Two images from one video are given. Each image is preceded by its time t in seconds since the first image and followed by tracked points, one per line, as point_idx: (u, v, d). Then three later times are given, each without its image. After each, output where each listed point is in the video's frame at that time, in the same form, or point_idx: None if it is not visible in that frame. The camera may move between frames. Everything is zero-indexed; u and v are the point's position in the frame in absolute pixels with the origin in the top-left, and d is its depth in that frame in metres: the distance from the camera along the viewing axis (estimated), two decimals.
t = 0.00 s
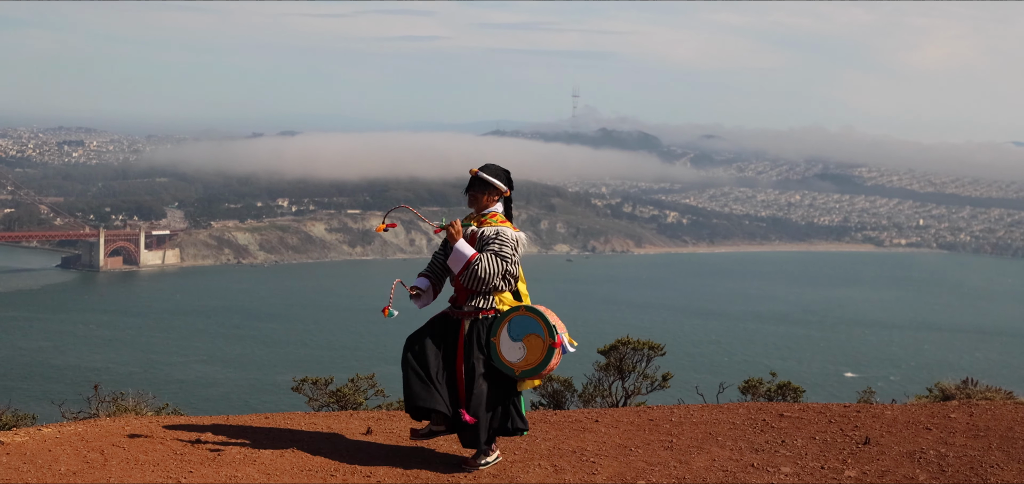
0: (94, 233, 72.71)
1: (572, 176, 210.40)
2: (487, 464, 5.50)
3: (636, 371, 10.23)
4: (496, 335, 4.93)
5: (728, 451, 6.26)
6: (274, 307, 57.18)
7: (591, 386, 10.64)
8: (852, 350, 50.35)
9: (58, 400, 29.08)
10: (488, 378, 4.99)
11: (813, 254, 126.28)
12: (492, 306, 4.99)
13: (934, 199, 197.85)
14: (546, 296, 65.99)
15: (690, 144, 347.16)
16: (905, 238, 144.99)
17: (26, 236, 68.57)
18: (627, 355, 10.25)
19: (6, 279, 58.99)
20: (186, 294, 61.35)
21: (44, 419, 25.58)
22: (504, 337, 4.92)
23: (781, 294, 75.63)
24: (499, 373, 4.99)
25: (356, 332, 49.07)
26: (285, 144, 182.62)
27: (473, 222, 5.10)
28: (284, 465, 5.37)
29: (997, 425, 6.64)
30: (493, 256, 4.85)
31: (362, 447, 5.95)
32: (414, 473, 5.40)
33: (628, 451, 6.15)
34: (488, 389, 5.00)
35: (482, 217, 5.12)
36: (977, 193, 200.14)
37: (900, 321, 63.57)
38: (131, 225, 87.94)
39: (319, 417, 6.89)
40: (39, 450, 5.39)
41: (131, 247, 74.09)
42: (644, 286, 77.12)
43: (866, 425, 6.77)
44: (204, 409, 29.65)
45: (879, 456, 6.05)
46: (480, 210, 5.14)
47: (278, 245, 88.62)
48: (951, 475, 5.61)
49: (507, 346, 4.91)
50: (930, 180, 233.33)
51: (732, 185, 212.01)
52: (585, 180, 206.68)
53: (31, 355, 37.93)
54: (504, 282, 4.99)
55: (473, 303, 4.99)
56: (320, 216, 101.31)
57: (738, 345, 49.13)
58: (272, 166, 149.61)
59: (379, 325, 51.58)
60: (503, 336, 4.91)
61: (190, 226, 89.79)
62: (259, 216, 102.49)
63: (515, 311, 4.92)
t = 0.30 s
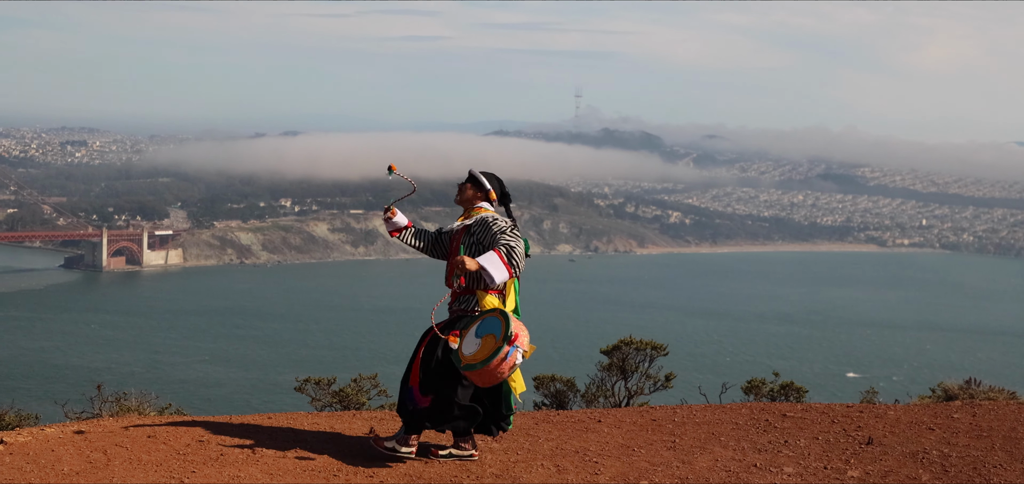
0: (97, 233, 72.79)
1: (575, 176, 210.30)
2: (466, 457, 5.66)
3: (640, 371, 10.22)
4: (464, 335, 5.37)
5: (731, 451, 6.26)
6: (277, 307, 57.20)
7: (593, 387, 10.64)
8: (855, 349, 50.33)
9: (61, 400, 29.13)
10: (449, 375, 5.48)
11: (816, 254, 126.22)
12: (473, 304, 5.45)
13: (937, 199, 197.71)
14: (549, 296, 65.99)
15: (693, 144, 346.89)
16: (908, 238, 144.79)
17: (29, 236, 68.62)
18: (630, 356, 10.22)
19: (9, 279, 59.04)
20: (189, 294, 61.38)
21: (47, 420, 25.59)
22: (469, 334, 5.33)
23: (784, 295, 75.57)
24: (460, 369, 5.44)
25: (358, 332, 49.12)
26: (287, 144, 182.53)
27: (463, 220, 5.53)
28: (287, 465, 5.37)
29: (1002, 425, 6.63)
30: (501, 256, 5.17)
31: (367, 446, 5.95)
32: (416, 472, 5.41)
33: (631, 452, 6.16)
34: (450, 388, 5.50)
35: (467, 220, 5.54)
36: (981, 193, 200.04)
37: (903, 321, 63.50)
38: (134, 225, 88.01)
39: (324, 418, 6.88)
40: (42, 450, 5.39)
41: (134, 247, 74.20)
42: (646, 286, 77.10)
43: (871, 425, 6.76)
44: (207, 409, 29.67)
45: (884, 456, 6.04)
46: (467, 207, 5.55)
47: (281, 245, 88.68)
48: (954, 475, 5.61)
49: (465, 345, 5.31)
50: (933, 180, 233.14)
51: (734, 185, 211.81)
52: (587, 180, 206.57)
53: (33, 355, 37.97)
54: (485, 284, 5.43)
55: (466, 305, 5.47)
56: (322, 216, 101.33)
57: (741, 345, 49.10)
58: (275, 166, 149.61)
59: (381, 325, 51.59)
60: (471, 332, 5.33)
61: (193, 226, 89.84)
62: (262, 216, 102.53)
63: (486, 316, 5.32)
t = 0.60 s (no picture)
0: (101, 233, 72.89)
1: (578, 177, 210.30)
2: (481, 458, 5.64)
3: (643, 371, 10.20)
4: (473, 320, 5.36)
5: (736, 451, 6.25)
6: (280, 307, 57.26)
7: (598, 386, 10.61)
8: (858, 350, 50.31)
9: (66, 400, 29.23)
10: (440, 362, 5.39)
11: (820, 254, 126.18)
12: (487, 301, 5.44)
13: (942, 199, 197.54)
14: (552, 296, 66.02)
15: (696, 144, 346.84)
16: (912, 238, 144.71)
17: (33, 236, 68.71)
18: (633, 356, 10.22)
19: (13, 279, 59.11)
20: (194, 294, 61.46)
21: (50, 420, 25.61)
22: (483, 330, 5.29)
23: (787, 295, 75.54)
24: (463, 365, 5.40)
25: (362, 332, 49.18)
26: (291, 144, 182.71)
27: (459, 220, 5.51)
28: (290, 465, 5.36)
29: (1007, 425, 6.61)
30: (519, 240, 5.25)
31: (372, 444, 5.97)
32: (420, 472, 5.42)
33: (635, 452, 6.15)
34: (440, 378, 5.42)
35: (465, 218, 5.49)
36: (985, 193, 199.88)
37: (906, 322, 63.48)
38: (138, 225, 88.17)
39: (328, 417, 6.89)
40: (47, 451, 5.40)
41: (138, 247, 74.37)
42: (650, 286, 77.11)
43: (873, 426, 6.75)
44: (211, 409, 29.74)
45: (885, 457, 6.04)
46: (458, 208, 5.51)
47: (285, 245, 88.77)
48: (960, 476, 5.58)
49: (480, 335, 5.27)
50: (938, 180, 232.95)
51: (738, 185, 211.70)
52: (591, 180, 206.59)
53: (37, 354, 38.06)
54: (503, 279, 5.43)
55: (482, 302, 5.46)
56: (326, 216, 101.47)
57: (744, 345, 49.10)
58: (278, 166, 149.76)
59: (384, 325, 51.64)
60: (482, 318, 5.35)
61: (197, 226, 89.96)
62: (266, 216, 102.62)
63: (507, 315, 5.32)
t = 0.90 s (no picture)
0: (107, 233, 73.14)
1: (584, 177, 210.57)
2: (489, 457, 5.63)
3: (649, 371, 10.19)
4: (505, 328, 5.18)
5: (740, 451, 6.24)
6: (286, 307, 57.38)
7: (603, 387, 10.60)
8: (864, 350, 50.27)
9: (73, 400, 29.34)
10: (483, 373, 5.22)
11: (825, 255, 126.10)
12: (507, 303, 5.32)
13: (948, 199, 197.24)
14: (557, 297, 66.00)
15: (702, 144, 346.91)
16: (918, 238, 144.59)
17: (40, 236, 68.96)
18: (639, 356, 10.19)
19: (20, 280, 59.34)
20: (200, 294, 61.62)
21: (57, 420, 25.74)
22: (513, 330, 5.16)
23: (793, 295, 75.45)
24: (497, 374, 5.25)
25: (367, 332, 49.21)
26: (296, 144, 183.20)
27: (473, 220, 5.43)
28: (296, 465, 5.36)
29: (1012, 425, 6.58)
30: (537, 235, 5.14)
31: (377, 444, 5.96)
32: (425, 472, 5.40)
33: (640, 452, 6.14)
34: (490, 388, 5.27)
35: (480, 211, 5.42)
36: (991, 193, 199.56)
37: (912, 322, 63.41)
38: (144, 225, 88.43)
39: (333, 417, 6.90)
40: (52, 451, 5.40)
41: (144, 247, 74.57)
42: (655, 286, 77.07)
43: (879, 426, 6.72)
44: (217, 409, 29.77)
45: (892, 457, 6.01)
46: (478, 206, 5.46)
47: (290, 245, 88.93)
48: (965, 475, 5.57)
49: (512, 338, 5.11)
50: (943, 180, 232.70)
51: (743, 185, 211.70)
52: (596, 180, 206.75)
53: (44, 354, 38.16)
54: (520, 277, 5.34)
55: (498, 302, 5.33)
56: (332, 216, 101.67)
57: (749, 345, 49.08)
58: (284, 166, 150.17)
59: (390, 325, 51.73)
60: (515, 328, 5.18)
61: (203, 226, 90.20)
62: (271, 216, 102.86)
63: (530, 313, 5.24)
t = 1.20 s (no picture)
0: (112, 233, 73.24)
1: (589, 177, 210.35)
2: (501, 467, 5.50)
3: (655, 371, 10.14)
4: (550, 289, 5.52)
5: (746, 452, 6.20)
6: (291, 307, 57.40)
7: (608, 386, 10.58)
8: (869, 350, 50.17)
9: (78, 399, 29.39)
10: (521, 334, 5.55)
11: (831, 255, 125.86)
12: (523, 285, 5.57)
13: (954, 199, 196.74)
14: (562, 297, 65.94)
15: (707, 145, 346.56)
16: (924, 238, 144.27)
17: (46, 235, 69.05)
18: (644, 356, 10.15)
19: (25, 280, 59.42)
20: (205, 294, 61.67)
21: (63, 420, 25.75)
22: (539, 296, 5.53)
23: (799, 295, 75.30)
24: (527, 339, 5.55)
25: (372, 332, 49.24)
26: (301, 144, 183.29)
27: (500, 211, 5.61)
28: (301, 465, 5.35)
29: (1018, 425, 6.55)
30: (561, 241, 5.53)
31: (382, 444, 5.97)
32: (432, 473, 5.39)
33: (646, 451, 6.12)
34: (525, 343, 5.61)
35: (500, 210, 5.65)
36: (997, 194, 199.04)
37: (918, 322, 63.26)
38: (150, 225, 88.53)
39: (338, 418, 6.88)
40: (58, 451, 5.40)
41: (149, 248, 74.64)
42: (660, 286, 76.98)
43: (886, 427, 6.68)
44: (222, 409, 29.80)
45: (897, 457, 5.97)
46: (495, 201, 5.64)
47: (295, 245, 88.95)
48: (970, 476, 5.54)
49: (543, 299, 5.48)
50: (950, 180, 232.08)
51: (748, 185, 211.34)
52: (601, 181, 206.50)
53: (49, 354, 38.21)
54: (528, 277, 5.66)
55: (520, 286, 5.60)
56: (337, 216, 101.72)
57: (755, 346, 49.01)
58: (289, 166, 150.28)
59: (395, 325, 51.73)
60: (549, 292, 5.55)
61: (208, 226, 90.28)
62: (276, 216, 102.91)
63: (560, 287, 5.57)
